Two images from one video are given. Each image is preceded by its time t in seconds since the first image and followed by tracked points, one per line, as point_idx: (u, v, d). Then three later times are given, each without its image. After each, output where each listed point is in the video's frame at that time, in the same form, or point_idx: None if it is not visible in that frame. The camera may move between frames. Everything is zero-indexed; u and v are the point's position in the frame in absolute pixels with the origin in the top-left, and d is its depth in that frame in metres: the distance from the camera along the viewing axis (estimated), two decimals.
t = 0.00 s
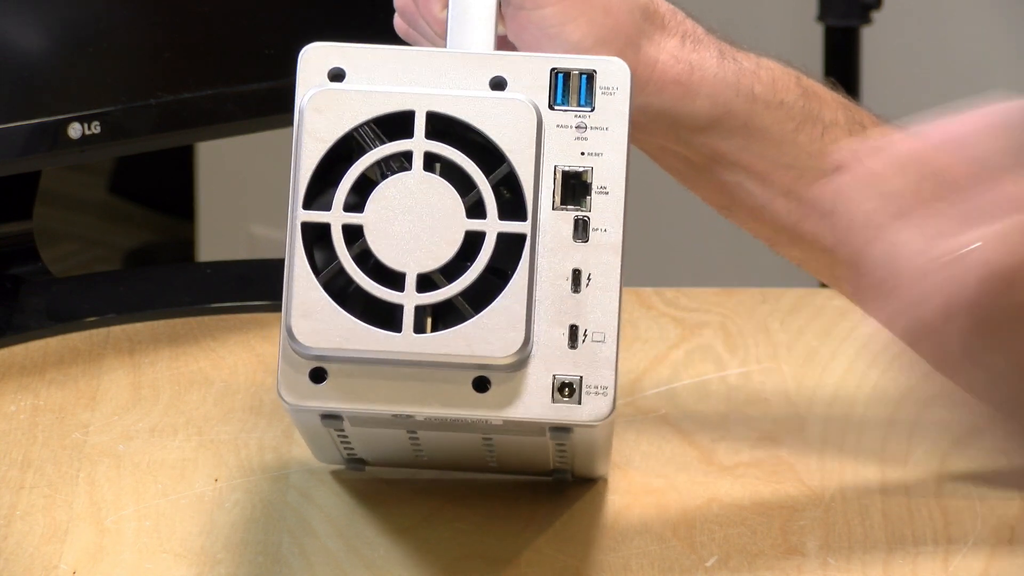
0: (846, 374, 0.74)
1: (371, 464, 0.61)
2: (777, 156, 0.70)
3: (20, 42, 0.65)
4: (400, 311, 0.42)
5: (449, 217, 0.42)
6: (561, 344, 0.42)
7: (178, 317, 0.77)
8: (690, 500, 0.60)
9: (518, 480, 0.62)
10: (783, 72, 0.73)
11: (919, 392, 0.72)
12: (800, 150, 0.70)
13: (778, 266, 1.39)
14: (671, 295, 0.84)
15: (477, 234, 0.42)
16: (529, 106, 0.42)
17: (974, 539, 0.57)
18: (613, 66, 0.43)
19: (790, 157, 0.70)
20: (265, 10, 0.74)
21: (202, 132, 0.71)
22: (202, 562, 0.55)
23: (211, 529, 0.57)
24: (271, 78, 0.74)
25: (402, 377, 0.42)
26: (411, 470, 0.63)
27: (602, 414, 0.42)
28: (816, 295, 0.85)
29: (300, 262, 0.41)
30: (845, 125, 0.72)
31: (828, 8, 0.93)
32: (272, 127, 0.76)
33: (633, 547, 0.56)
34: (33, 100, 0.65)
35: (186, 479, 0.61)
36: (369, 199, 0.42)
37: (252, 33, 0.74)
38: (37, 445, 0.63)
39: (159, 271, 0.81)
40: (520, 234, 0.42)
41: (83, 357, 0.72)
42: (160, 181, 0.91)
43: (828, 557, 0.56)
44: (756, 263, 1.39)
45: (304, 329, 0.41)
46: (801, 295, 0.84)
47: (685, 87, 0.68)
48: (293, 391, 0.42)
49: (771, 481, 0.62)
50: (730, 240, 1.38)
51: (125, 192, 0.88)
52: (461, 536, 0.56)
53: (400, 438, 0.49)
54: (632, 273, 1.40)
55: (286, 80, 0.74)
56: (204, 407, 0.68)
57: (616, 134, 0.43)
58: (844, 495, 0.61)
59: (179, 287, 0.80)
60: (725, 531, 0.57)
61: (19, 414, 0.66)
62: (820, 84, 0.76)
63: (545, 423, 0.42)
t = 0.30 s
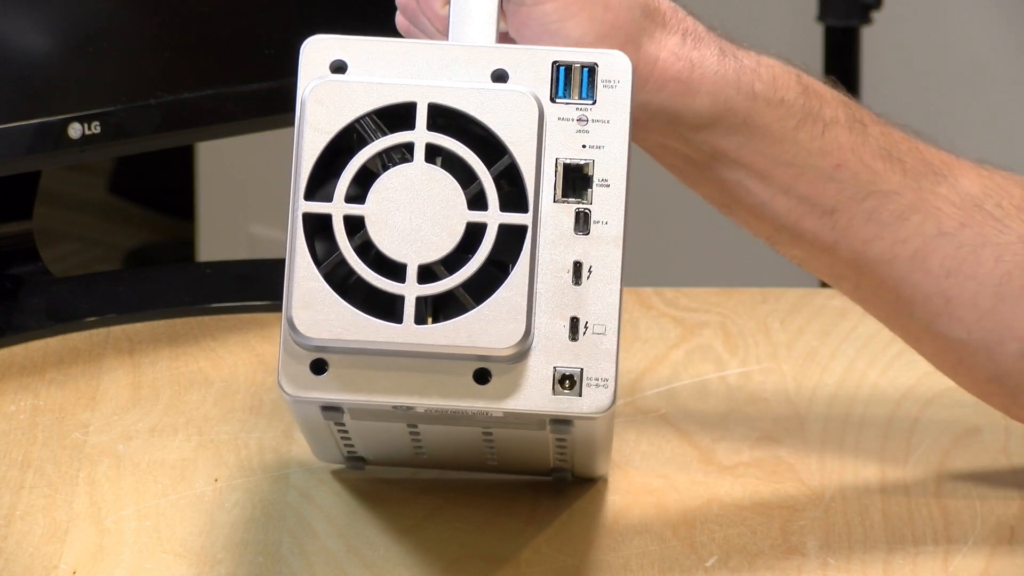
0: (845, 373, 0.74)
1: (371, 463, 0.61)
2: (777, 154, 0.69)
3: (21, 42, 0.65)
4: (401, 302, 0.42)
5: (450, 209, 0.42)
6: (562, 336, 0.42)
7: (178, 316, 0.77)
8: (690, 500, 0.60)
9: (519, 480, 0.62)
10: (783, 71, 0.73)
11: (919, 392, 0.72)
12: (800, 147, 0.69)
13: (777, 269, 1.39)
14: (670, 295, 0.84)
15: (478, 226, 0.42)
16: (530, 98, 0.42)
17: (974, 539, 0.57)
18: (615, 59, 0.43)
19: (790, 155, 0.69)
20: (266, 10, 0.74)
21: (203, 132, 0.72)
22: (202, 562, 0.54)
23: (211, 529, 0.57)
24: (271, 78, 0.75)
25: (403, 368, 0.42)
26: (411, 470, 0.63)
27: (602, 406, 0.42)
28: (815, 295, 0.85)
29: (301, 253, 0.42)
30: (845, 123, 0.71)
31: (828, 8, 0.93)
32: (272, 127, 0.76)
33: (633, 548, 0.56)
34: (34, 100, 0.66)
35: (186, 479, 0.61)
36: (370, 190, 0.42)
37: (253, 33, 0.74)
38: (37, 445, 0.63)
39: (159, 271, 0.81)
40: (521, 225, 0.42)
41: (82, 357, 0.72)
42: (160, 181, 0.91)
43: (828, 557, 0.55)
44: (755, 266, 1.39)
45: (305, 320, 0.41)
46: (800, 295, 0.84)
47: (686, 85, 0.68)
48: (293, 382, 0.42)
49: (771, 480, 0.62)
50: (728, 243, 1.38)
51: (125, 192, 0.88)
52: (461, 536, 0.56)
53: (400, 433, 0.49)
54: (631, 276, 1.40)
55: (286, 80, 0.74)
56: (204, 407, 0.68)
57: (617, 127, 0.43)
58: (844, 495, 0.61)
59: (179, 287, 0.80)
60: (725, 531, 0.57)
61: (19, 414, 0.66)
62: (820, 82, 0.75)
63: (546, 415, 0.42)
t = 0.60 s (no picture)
0: (845, 373, 0.74)
1: (371, 463, 0.61)
2: (777, 157, 0.69)
3: (20, 41, 0.65)
4: (400, 315, 0.42)
5: (450, 221, 0.41)
6: (561, 348, 0.42)
7: (178, 316, 0.77)
8: (690, 500, 0.60)
9: (518, 479, 0.62)
10: (784, 73, 0.73)
11: (918, 392, 0.72)
12: (800, 151, 0.69)
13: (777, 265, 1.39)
14: (670, 295, 0.84)
15: (478, 238, 0.42)
16: (529, 110, 0.42)
17: (974, 539, 0.57)
18: (615, 70, 0.43)
19: (791, 158, 0.69)
20: (266, 10, 0.74)
21: (203, 131, 0.71)
22: (202, 562, 0.54)
23: (212, 529, 0.57)
24: (271, 78, 0.74)
25: (401, 380, 0.42)
26: (411, 469, 0.63)
27: (601, 419, 0.42)
28: (815, 294, 0.85)
29: (300, 265, 0.41)
30: (846, 126, 0.71)
31: (828, 8, 0.93)
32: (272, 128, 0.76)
33: (634, 548, 0.56)
34: (33, 99, 0.65)
35: (186, 479, 0.61)
36: (369, 202, 0.42)
37: (252, 32, 0.73)
38: (37, 445, 0.63)
39: (159, 271, 0.81)
40: (521, 238, 0.42)
41: (82, 356, 0.72)
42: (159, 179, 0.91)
43: (829, 557, 0.56)
44: (756, 260, 1.39)
45: (304, 332, 0.41)
46: (800, 295, 0.84)
47: (686, 88, 0.67)
48: (292, 394, 0.42)
49: (771, 480, 0.62)
50: (730, 238, 1.38)
51: (124, 191, 0.88)
52: (462, 536, 0.56)
53: (400, 440, 0.49)
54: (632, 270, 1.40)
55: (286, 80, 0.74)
56: (204, 407, 0.68)
57: (617, 139, 0.43)
58: (844, 495, 0.61)
59: (178, 287, 0.80)
60: (725, 531, 0.57)
61: (18, 414, 0.66)
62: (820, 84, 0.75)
63: (544, 428, 0.42)
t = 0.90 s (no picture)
0: (845, 373, 0.74)
1: (371, 463, 0.61)
2: (777, 156, 0.69)
3: (21, 42, 0.65)
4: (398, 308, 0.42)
5: (447, 215, 0.42)
6: (558, 343, 0.42)
7: (179, 316, 0.77)
8: (690, 500, 0.60)
9: (518, 479, 0.62)
10: (784, 72, 0.73)
11: (919, 392, 0.72)
12: (800, 150, 0.69)
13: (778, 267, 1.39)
14: (670, 295, 0.84)
15: (475, 232, 0.42)
16: (527, 104, 0.42)
17: (974, 539, 0.57)
18: (612, 65, 0.43)
19: (790, 157, 0.69)
20: (266, 10, 0.74)
21: (203, 132, 0.72)
22: (202, 561, 0.54)
23: (211, 529, 0.57)
24: (271, 78, 0.75)
25: (398, 374, 0.42)
26: (410, 470, 0.63)
27: (597, 414, 0.42)
28: (815, 294, 0.85)
29: (298, 259, 0.41)
30: (846, 125, 0.71)
31: (828, 8, 0.93)
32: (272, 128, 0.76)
33: (633, 547, 0.56)
34: (34, 100, 0.66)
35: (186, 479, 0.61)
36: (367, 197, 0.42)
37: (253, 33, 0.74)
38: (38, 445, 0.63)
39: (159, 271, 0.81)
40: (517, 232, 0.42)
41: (82, 357, 0.72)
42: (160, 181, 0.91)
43: (828, 557, 0.55)
44: (757, 263, 1.39)
45: (301, 326, 0.41)
46: (801, 295, 0.84)
47: (685, 87, 0.67)
48: (290, 387, 0.42)
49: (771, 480, 0.62)
50: (730, 240, 1.38)
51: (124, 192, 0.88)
52: (461, 536, 0.56)
53: (398, 436, 0.49)
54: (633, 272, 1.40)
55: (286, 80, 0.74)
56: (204, 407, 0.68)
57: (614, 133, 0.43)
58: (844, 495, 0.61)
59: (179, 287, 0.80)
60: (725, 531, 0.57)
61: (19, 414, 0.66)
62: (820, 84, 0.75)
63: (542, 422, 0.42)
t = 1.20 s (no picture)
0: (845, 373, 0.74)
1: (371, 463, 0.61)
2: (778, 157, 0.69)
3: (21, 42, 0.65)
4: (400, 311, 0.42)
5: (450, 218, 0.42)
6: (561, 345, 0.42)
7: (178, 316, 0.77)
8: (690, 500, 0.60)
9: (518, 479, 0.62)
10: (784, 72, 0.73)
11: (918, 392, 0.72)
12: (800, 150, 0.69)
13: (777, 266, 1.39)
14: (670, 295, 0.84)
15: (478, 235, 0.42)
16: (530, 107, 0.42)
17: (973, 539, 0.57)
18: (615, 68, 0.43)
19: (791, 157, 0.69)
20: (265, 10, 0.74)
21: (203, 132, 0.71)
22: (202, 562, 0.54)
23: (212, 529, 0.57)
24: (271, 78, 0.74)
25: (401, 377, 0.42)
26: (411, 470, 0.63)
27: (601, 416, 0.42)
28: (815, 294, 0.85)
29: (300, 262, 0.41)
30: (846, 125, 0.71)
31: (828, 8, 0.93)
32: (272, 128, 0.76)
33: (634, 547, 0.56)
34: (34, 100, 0.66)
35: (186, 479, 0.61)
36: (370, 199, 0.42)
37: (252, 33, 0.73)
38: (37, 445, 0.63)
39: (159, 271, 0.81)
40: (521, 234, 0.42)
41: (82, 357, 0.72)
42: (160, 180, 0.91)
43: (828, 557, 0.56)
44: (755, 261, 1.40)
45: (304, 328, 0.41)
46: (800, 295, 0.84)
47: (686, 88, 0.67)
48: (292, 390, 0.42)
49: (771, 481, 0.62)
50: (729, 239, 1.38)
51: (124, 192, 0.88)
52: (461, 536, 0.56)
53: (399, 437, 0.49)
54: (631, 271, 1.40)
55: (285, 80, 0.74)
56: (204, 407, 0.68)
57: (617, 136, 0.43)
58: (844, 495, 0.61)
59: (179, 287, 0.79)
60: (725, 531, 0.57)
61: (18, 414, 0.66)
62: (820, 84, 0.75)
63: (545, 424, 0.42)
